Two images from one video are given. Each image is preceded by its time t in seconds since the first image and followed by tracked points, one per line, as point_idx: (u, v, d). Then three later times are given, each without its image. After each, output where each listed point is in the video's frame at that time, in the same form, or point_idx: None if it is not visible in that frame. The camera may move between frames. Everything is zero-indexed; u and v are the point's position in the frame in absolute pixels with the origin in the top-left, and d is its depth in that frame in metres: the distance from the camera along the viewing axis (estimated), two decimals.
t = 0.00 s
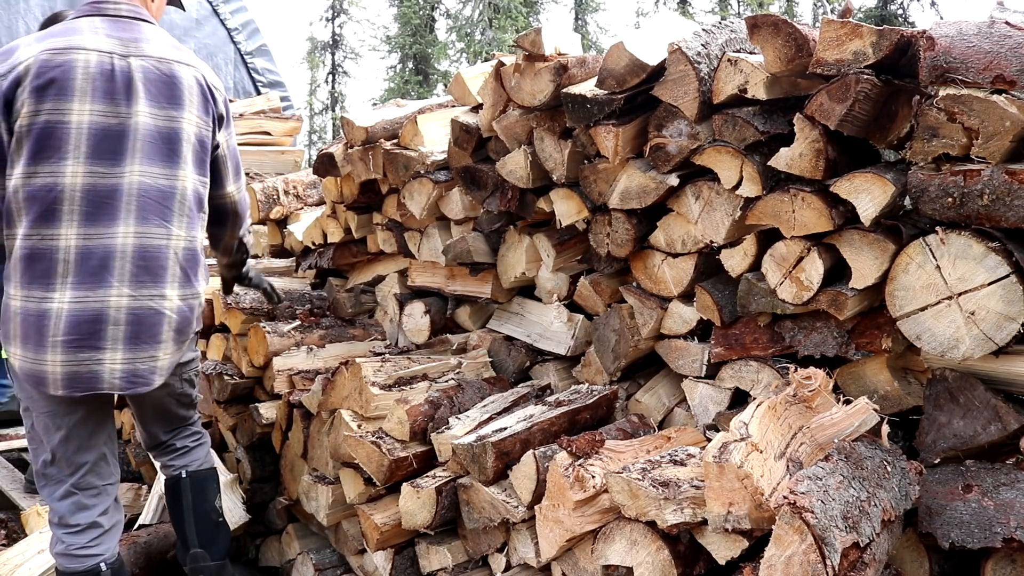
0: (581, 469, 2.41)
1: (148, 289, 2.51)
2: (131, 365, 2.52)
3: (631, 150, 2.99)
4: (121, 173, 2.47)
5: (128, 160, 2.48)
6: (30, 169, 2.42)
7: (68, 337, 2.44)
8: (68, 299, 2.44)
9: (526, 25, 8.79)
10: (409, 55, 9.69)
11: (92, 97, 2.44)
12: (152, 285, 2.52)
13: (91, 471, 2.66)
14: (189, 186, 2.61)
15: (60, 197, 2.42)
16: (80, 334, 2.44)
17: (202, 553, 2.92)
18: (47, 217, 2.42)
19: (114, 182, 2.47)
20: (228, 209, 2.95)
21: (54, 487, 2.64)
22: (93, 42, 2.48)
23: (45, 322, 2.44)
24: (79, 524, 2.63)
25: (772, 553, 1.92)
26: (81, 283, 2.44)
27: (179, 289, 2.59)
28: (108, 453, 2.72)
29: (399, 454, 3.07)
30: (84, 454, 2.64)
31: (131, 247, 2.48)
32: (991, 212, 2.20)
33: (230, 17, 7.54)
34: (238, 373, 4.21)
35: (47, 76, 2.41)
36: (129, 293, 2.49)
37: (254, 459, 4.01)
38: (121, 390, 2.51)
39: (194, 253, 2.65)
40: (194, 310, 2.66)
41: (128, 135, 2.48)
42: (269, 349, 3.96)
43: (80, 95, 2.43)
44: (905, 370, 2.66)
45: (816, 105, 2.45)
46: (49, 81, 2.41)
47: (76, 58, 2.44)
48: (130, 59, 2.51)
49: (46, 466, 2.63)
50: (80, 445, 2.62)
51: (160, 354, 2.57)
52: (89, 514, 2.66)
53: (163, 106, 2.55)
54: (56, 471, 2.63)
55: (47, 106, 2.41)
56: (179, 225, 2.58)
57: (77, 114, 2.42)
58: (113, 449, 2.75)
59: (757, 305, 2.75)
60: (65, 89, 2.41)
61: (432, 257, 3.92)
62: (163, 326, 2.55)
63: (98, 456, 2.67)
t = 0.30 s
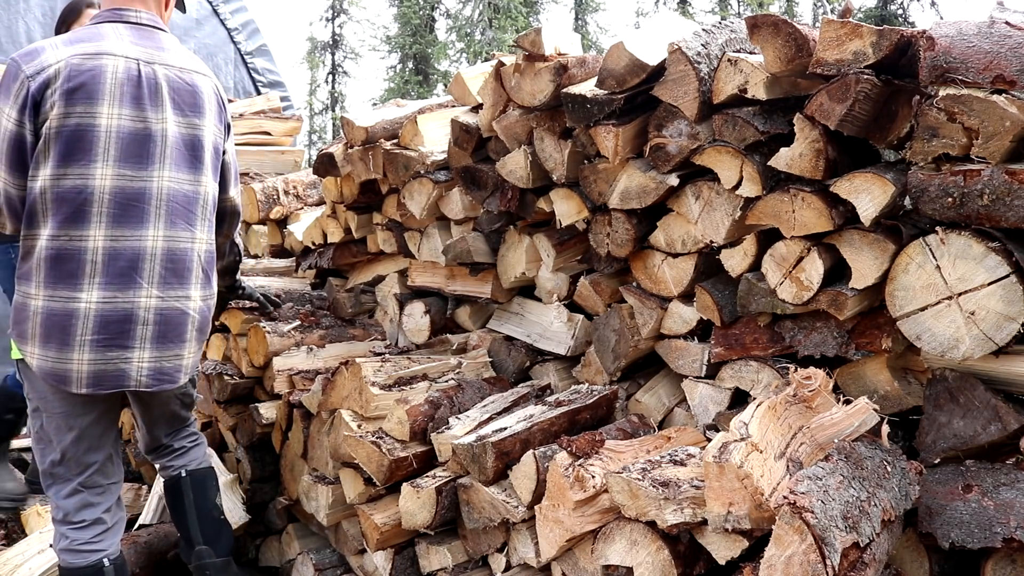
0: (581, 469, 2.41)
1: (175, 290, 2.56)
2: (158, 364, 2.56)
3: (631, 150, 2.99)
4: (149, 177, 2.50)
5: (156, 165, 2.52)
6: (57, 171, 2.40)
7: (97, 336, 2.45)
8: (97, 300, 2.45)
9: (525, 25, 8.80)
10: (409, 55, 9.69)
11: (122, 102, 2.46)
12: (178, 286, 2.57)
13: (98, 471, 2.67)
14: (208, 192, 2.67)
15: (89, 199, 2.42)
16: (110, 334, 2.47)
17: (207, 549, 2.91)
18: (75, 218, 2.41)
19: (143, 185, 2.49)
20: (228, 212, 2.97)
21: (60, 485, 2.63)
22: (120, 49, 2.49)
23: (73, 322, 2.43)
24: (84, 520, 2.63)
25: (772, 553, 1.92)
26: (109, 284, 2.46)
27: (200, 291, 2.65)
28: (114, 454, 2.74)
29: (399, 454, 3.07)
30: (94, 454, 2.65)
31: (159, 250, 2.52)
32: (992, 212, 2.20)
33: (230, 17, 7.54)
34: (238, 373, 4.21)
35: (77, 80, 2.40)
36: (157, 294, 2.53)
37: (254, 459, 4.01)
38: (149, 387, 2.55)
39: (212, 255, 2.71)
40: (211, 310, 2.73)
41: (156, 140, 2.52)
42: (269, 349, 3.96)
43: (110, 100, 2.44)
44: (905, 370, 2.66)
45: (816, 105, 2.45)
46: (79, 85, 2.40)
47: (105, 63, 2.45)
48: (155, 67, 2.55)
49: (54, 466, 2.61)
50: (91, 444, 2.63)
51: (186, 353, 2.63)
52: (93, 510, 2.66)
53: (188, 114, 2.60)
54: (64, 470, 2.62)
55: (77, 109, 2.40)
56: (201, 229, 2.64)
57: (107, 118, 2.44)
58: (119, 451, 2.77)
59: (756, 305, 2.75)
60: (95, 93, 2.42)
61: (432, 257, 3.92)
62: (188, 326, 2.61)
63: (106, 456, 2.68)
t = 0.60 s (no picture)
0: (581, 469, 2.41)
1: (170, 289, 2.55)
2: (154, 363, 2.56)
3: (631, 150, 2.99)
4: (139, 177, 2.49)
5: (147, 165, 2.51)
6: (49, 175, 2.42)
7: (92, 337, 2.47)
8: (90, 301, 2.46)
9: (525, 25, 8.80)
10: (409, 55, 9.69)
11: (110, 103, 2.45)
12: (173, 285, 2.56)
13: (101, 468, 2.67)
14: (204, 188, 2.65)
15: (80, 202, 2.43)
16: (104, 334, 2.48)
17: (215, 544, 2.90)
18: (66, 220, 2.43)
19: (134, 186, 2.49)
20: (229, 205, 2.97)
21: (64, 482, 2.64)
22: (108, 49, 2.48)
23: (67, 323, 2.45)
24: (87, 519, 2.63)
25: (772, 553, 1.92)
26: (103, 285, 2.47)
27: (199, 288, 2.64)
28: (117, 451, 2.74)
29: (399, 454, 3.07)
30: (95, 450, 2.64)
31: (152, 250, 2.51)
32: (991, 212, 2.20)
33: (231, 17, 7.54)
34: (238, 373, 4.21)
35: (65, 83, 2.41)
36: (151, 293, 2.53)
37: (254, 459, 4.01)
38: (145, 386, 2.55)
39: (211, 252, 2.69)
40: (215, 307, 2.71)
41: (147, 140, 2.50)
42: (269, 349, 3.96)
43: (98, 102, 2.44)
44: (905, 370, 2.66)
45: (816, 105, 2.45)
46: (67, 88, 2.41)
47: (93, 65, 2.44)
48: (145, 65, 2.53)
49: (58, 462, 2.62)
50: (92, 440, 2.63)
51: (185, 351, 2.62)
52: (97, 509, 2.66)
53: (180, 111, 2.58)
54: (68, 467, 2.62)
55: (66, 113, 2.41)
56: (197, 226, 2.62)
57: (96, 120, 2.44)
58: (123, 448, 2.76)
59: (757, 305, 2.75)
60: (83, 95, 2.42)
61: (432, 257, 3.92)
62: (185, 325, 2.60)
63: (109, 453, 2.68)
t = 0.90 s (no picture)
0: (581, 469, 2.41)
1: (173, 286, 2.55)
2: (159, 359, 2.55)
3: (631, 150, 2.99)
4: (142, 176, 2.50)
5: (150, 163, 2.51)
6: (53, 175, 2.43)
7: (97, 335, 2.47)
8: (95, 299, 2.46)
9: (525, 25, 8.81)
10: (409, 55, 9.70)
11: (114, 103, 2.46)
12: (176, 282, 2.56)
13: (99, 468, 2.67)
14: (206, 186, 2.65)
15: (84, 201, 2.43)
16: (109, 332, 2.48)
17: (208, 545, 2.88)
18: (71, 220, 2.43)
19: (137, 184, 2.49)
20: (236, 205, 2.94)
21: (61, 483, 2.64)
22: (111, 50, 2.49)
23: (72, 322, 2.45)
24: (84, 518, 2.63)
25: (772, 553, 1.92)
26: (107, 284, 2.47)
27: (201, 284, 2.63)
28: (115, 452, 2.74)
29: (399, 454, 3.07)
30: (93, 451, 2.65)
31: (155, 247, 2.51)
32: (992, 212, 2.20)
33: (231, 17, 7.54)
34: (238, 373, 4.20)
35: (69, 84, 2.41)
36: (155, 290, 2.52)
37: (254, 459, 4.01)
38: (151, 382, 2.55)
39: (214, 248, 2.69)
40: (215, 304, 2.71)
41: (149, 139, 2.51)
42: (269, 349, 3.96)
43: (102, 102, 2.44)
44: (905, 370, 2.66)
45: (816, 105, 2.45)
46: (72, 89, 2.42)
47: (97, 66, 2.46)
48: (147, 65, 2.54)
49: (56, 463, 2.62)
50: (91, 442, 2.63)
51: (189, 347, 2.61)
52: (95, 509, 2.65)
53: (182, 110, 2.58)
54: (64, 467, 2.63)
55: (69, 113, 2.42)
56: (199, 223, 2.62)
57: (100, 120, 2.44)
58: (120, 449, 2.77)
59: (757, 305, 2.75)
60: (87, 96, 2.43)
61: (432, 257, 3.92)
62: (189, 320, 2.59)
63: (106, 453, 2.68)
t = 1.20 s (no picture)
0: (581, 469, 2.41)
1: (173, 282, 2.53)
2: (163, 356, 2.54)
3: (631, 150, 2.99)
4: (137, 174, 2.49)
5: (144, 161, 2.50)
6: (49, 177, 2.43)
7: (99, 334, 2.46)
8: (95, 299, 2.45)
9: (525, 25, 8.80)
10: (409, 55, 9.70)
11: (104, 102, 2.45)
12: (177, 278, 2.54)
13: (104, 467, 2.67)
14: (202, 180, 2.63)
15: (80, 202, 2.43)
16: (110, 331, 2.47)
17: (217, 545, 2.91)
18: (68, 221, 2.43)
19: (132, 183, 2.48)
20: (236, 201, 2.92)
21: (67, 481, 2.65)
22: (99, 50, 2.48)
23: (73, 322, 2.45)
24: (89, 517, 2.63)
25: (772, 553, 1.92)
26: (107, 283, 2.46)
27: (202, 279, 2.61)
28: (121, 452, 2.74)
29: (399, 454, 3.07)
30: (99, 450, 2.65)
31: (153, 244, 2.50)
32: (992, 212, 2.20)
33: (231, 17, 7.54)
34: (238, 373, 4.20)
35: (59, 86, 2.41)
36: (155, 287, 2.51)
37: (254, 459, 4.02)
38: (155, 379, 2.54)
39: (214, 243, 2.67)
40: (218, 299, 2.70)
41: (142, 136, 2.50)
42: (269, 349, 3.96)
43: (92, 102, 2.43)
44: (905, 370, 2.66)
45: (816, 105, 2.45)
46: (62, 91, 2.41)
47: (86, 66, 2.44)
48: (136, 63, 2.52)
49: (60, 462, 2.62)
50: (96, 441, 2.64)
51: (193, 343, 2.60)
52: (99, 508, 2.66)
53: (173, 106, 2.56)
54: (70, 466, 2.63)
55: (61, 114, 2.41)
56: (197, 218, 2.60)
57: (92, 120, 2.43)
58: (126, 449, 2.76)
59: (757, 305, 2.75)
60: (78, 96, 2.42)
61: (432, 257, 3.92)
62: (192, 316, 2.57)
63: (112, 453, 2.68)
